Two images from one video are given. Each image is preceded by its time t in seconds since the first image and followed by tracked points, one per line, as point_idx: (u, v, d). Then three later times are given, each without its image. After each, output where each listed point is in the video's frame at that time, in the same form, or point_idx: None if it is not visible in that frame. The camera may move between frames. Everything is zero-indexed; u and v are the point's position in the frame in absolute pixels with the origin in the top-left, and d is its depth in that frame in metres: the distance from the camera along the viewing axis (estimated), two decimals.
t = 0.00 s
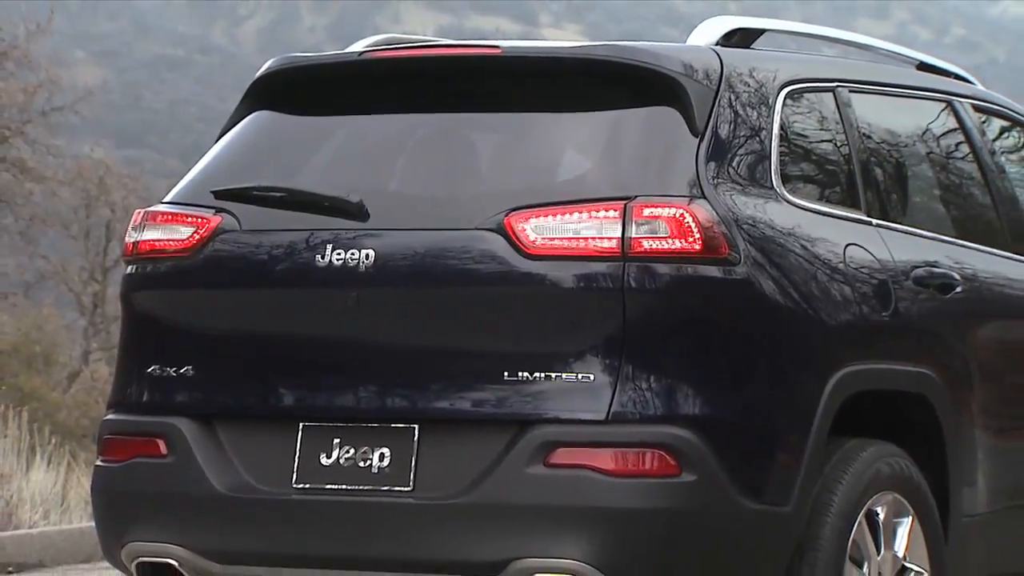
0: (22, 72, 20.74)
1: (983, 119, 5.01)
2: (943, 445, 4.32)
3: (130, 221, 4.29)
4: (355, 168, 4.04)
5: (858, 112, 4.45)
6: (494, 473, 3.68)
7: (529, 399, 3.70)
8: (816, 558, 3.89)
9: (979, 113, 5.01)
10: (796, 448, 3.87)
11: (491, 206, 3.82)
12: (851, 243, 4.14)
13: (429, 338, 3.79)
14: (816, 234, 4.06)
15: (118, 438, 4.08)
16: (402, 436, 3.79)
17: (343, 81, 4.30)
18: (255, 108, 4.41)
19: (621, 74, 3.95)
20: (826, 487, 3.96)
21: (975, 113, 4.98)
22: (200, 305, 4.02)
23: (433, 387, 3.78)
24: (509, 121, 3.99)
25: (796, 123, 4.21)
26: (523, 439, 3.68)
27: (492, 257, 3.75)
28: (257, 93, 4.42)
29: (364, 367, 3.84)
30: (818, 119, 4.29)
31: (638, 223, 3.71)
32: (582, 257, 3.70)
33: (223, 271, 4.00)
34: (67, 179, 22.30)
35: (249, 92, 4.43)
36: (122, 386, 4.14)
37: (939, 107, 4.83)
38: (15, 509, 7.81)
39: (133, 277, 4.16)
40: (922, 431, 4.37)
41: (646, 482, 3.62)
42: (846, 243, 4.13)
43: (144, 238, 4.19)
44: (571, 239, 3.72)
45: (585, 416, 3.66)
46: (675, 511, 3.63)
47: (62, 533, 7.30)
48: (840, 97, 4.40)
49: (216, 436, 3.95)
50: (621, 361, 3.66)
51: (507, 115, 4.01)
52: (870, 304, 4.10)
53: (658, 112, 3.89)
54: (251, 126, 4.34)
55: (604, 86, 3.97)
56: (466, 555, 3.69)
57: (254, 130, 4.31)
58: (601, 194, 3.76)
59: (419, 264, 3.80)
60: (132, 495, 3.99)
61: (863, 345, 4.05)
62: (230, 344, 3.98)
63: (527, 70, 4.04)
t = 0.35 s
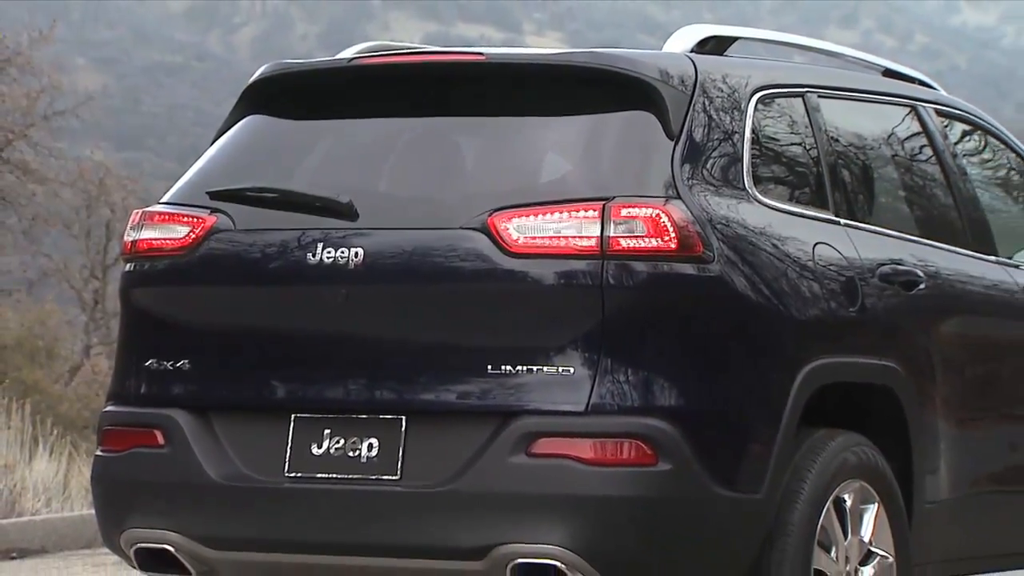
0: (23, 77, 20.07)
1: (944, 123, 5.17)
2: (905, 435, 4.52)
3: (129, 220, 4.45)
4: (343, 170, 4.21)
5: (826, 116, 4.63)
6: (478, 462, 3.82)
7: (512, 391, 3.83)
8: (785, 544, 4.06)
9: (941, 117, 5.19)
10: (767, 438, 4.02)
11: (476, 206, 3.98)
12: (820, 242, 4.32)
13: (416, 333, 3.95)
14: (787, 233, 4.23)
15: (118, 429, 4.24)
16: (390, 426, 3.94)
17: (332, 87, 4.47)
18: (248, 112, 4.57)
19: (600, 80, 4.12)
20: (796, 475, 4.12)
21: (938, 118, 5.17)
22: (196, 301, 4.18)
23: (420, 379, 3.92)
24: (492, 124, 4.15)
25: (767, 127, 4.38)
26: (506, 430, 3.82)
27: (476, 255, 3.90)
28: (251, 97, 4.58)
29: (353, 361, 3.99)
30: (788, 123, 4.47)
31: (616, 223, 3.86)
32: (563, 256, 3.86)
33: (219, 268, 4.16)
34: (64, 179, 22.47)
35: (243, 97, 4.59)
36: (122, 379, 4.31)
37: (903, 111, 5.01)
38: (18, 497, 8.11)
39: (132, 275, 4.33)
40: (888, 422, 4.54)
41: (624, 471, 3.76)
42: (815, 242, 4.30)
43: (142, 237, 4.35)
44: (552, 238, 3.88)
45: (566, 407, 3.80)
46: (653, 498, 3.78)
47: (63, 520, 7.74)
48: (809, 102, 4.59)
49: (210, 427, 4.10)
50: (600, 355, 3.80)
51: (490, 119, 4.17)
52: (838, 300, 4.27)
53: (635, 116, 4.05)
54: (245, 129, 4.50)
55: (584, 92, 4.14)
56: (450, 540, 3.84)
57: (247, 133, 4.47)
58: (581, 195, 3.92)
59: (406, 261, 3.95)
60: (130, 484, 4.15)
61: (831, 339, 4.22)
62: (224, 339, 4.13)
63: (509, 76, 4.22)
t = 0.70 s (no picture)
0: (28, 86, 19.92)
1: (909, 127, 5.37)
2: (871, 426, 4.70)
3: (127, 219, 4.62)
4: (333, 172, 4.37)
5: (796, 120, 4.81)
6: (462, 451, 3.98)
7: (495, 383, 3.98)
8: (757, 530, 4.23)
9: (905, 121, 5.38)
10: (739, 428, 4.19)
11: (460, 205, 4.13)
12: (790, 240, 4.49)
13: (403, 328, 4.10)
14: (759, 232, 4.40)
15: (115, 419, 4.40)
16: (378, 417, 4.09)
17: (321, 91, 4.63)
18: (241, 115, 4.74)
19: (580, 84, 4.28)
20: (767, 464, 4.29)
21: (903, 121, 5.36)
22: (192, 297, 4.34)
23: (406, 373, 4.07)
24: (476, 127, 4.32)
25: (740, 129, 4.56)
26: (488, 420, 3.97)
27: (460, 253, 4.05)
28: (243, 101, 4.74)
29: (343, 354, 4.14)
30: (760, 126, 4.65)
31: (595, 222, 4.01)
32: (544, 253, 4.00)
33: (214, 264, 4.32)
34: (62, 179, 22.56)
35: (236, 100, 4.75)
36: (120, 371, 4.47)
37: (869, 115, 5.20)
38: (21, 485, 8.42)
39: (130, 271, 4.49)
40: (856, 413, 4.72)
41: (602, 459, 3.91)
42: (786, 240, 4.48)
43: (139, 235, 4.52)
44: (533, 236, 4.03)
45: (547, 399, 3.94)
46: (630, 486, 3.94)
47: (63, 507, 8.04)
48: (780, 106, 4.77)
49: (205, 418, 4.26)
50: (580, 349, 3.95)
51: (473, 122, 4.34)
52: (807, 296, 4.44)
53: (613, 119, 4.22)
54: (238, 132, 4.66)
55: (564, 96, 4.30)
56: (436, 526, 3.99)
57: (240, 136, 4.64)
58: (561, 195, 4.07)
59: (394, 259, 4.10)
60: (128, 472, 4.31)
61: (800, 334, 4.39)
62: (219, 333, 4.29)
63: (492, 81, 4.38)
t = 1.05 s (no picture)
0: (30, 87, 20.71)
1: (877, 131, 5.55)
2: (841, 417, 4.89)
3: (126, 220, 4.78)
4: (324, 174, 4.53)
5: (769, 124, 5.00)
6: (449, 442, 4.14)
7: (480, 376, 4.14)
8: (731, 517, 4.39)
9: (874, 125, 5.57)
10: (715, 420, 4.35)
11: (447, 205, 4.29)
12: (764, 240, 4.66)
13: (392, 323, 4.26)
14: (734, 232, 4.57)
15: (114, 412, 4.57)
16: (368, 409, 4.25)
17: (313, 96, 4.81)
18: (234, 120, 4.91)
19: (561, 89, 4.45)
20: (742, 454, 4.45)
21: (872, 125, 5.55)
22: (188, 295, 4.51)
23: (395, 367, 4.23)
24: (462, 130, 4.49)
25: (715, 133, 4.74)
26: (473, 413, 4.13)
27: (446, 251, 4.20)
28: (237, 106, 4.91)
29: (334, 349, 4.30)
30: (735, 129, 4.83)
31: (577, 222, 4.18)
32: (527, 251, 4.16)
33: (210, 262, 4.48)
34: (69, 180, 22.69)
35: (230, 105, 4.92)
36: (119, 366, 4.64)
37: (840, 119, 5.39)
38: (24, 474, 8.69)
39: (129, 270, 4.66)
40: (827, 405, 4.90)
41: (583, 450, 4.08)
42: (759, 239, 4.65)
43: (138, 234, 4.68)
44: (517, 236, 4.18)
45: (529, 392, 4.11)
46: (609, 475, 4.10)
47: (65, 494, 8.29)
48: (754, 111, 4.96)
49: (201, 411, 4.43)
50: (562, 344, 4.11)
51: (459, 126, 4.50)
52: (780, 293, 4.62)
53: (594, 124, 4.39)
54: (232, 135, 4.83)
55: (547, 100, 4.48)
56: (423, 514, 4.15)
57: (235, 140, 4.81)
58: (545, 196, 4.23)
59: (383, 257, 4.26)
60: (127, 463, 4.48)
61: (774, 329, 4.56)
62: (215, 329, 4.46)
63: (477, 86, 4.55)
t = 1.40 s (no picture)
0: (32, 92, 21.19)
1: (846, 135, 5.79)
2: (813, 410, 5.08)
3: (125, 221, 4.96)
4: (315, 175, 4.71)
5: (743, 129, 5.20)
6: (437, 433, 4.30)
7: (467, 370, 4.30)
8: (707, 505, 4.56)
9: (844, 129, 5.80)
10: (691, 412, 4.52)
11: (434, 206, 4.46)
12: (738, 239, 4.85)
13: (381, 319, 4.42)
14: (709, 231, 4.75)
15: (114, 405, 4.75)
16: (358, 402, 4.42)
17: (304, 101, 4.99)
18: (229, 124, 5.09)
19: (544, 95, 4.63)
20: (717, 444, 4.63)
21: (841, 129, 5.77)
22: (185, 292, 4.68)
23: (384, 361, 4.39)
24: (448, 134, 4.66)
25: (692, 136, 4.93)
26: (460, 406, 4.29)
27: (434, 250, 4.37)
28: (231, 110, 5.09)
29: (325, 344, 4.47)
30: (710, 133, 5.03)
31: (559, 222, 4.34)
32: (511, 250, 4.32)
33: (206, 261, 4.65)
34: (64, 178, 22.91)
35: (225, 110, 5.10)
36: (119, 361, 4.81)
37: (811, 124, 5.61)
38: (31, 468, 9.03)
39: (128, 268, 4.83)
40: (798, 398, 5.09)
41: (566, 441, 4.23)
42: (734, 239, 4.84)
43: (136, 234, 4.85)
44: (502, 235, 4.34)
45: (514, 385, 4.25)
46: (591, 465, 4.25)
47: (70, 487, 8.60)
48: (728, 115, 5.17)
49: (198, 404, 4.59)
50: (545, 339, 4.26)
51: (445, 130, 4.68)
52: (754, 290, 4.80)
53: (575, 128, 4.56)
54: (227, 139, 5.01)
55: (530, 105, 4.65)
56: (411, 503, 4.30)
57: (229, 143, 4.99)
58: (528, 197, 4.40)
59: (373, 256, 4.43)
60: (126, 454, 4.65)
61: (748, 325, 4.75)
62: (211, 325, 4.63)
63: (463, 90, 4.72)
